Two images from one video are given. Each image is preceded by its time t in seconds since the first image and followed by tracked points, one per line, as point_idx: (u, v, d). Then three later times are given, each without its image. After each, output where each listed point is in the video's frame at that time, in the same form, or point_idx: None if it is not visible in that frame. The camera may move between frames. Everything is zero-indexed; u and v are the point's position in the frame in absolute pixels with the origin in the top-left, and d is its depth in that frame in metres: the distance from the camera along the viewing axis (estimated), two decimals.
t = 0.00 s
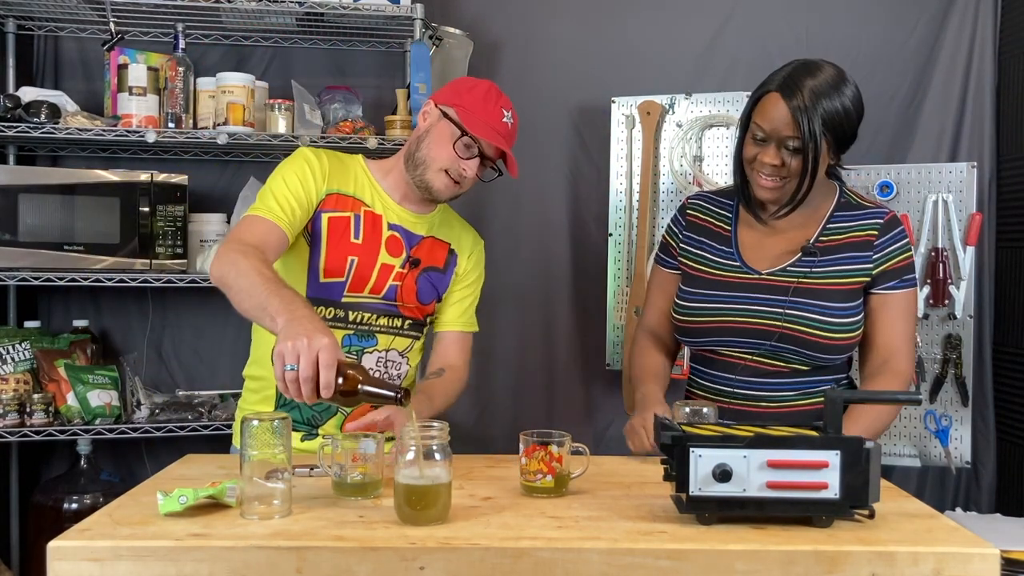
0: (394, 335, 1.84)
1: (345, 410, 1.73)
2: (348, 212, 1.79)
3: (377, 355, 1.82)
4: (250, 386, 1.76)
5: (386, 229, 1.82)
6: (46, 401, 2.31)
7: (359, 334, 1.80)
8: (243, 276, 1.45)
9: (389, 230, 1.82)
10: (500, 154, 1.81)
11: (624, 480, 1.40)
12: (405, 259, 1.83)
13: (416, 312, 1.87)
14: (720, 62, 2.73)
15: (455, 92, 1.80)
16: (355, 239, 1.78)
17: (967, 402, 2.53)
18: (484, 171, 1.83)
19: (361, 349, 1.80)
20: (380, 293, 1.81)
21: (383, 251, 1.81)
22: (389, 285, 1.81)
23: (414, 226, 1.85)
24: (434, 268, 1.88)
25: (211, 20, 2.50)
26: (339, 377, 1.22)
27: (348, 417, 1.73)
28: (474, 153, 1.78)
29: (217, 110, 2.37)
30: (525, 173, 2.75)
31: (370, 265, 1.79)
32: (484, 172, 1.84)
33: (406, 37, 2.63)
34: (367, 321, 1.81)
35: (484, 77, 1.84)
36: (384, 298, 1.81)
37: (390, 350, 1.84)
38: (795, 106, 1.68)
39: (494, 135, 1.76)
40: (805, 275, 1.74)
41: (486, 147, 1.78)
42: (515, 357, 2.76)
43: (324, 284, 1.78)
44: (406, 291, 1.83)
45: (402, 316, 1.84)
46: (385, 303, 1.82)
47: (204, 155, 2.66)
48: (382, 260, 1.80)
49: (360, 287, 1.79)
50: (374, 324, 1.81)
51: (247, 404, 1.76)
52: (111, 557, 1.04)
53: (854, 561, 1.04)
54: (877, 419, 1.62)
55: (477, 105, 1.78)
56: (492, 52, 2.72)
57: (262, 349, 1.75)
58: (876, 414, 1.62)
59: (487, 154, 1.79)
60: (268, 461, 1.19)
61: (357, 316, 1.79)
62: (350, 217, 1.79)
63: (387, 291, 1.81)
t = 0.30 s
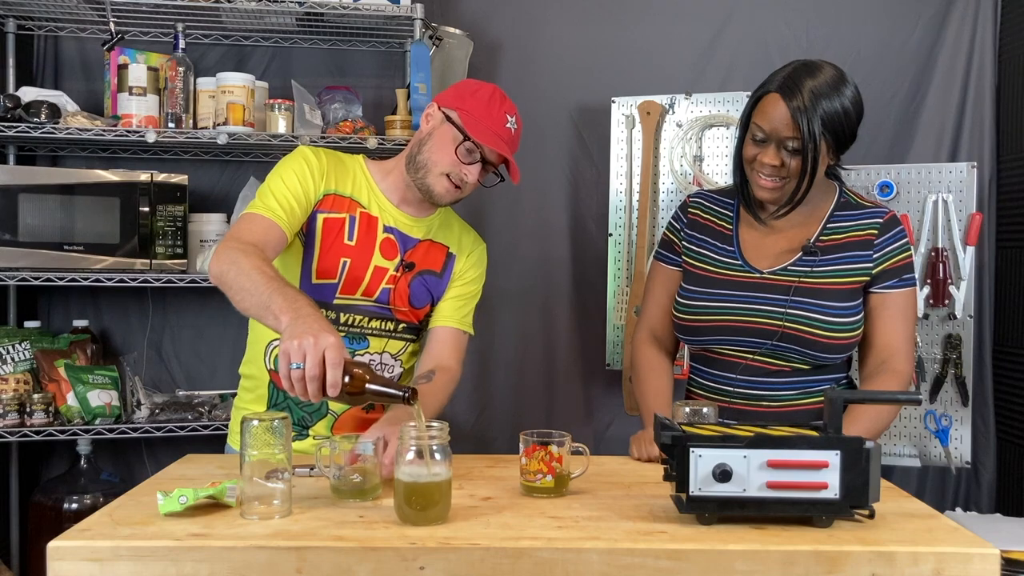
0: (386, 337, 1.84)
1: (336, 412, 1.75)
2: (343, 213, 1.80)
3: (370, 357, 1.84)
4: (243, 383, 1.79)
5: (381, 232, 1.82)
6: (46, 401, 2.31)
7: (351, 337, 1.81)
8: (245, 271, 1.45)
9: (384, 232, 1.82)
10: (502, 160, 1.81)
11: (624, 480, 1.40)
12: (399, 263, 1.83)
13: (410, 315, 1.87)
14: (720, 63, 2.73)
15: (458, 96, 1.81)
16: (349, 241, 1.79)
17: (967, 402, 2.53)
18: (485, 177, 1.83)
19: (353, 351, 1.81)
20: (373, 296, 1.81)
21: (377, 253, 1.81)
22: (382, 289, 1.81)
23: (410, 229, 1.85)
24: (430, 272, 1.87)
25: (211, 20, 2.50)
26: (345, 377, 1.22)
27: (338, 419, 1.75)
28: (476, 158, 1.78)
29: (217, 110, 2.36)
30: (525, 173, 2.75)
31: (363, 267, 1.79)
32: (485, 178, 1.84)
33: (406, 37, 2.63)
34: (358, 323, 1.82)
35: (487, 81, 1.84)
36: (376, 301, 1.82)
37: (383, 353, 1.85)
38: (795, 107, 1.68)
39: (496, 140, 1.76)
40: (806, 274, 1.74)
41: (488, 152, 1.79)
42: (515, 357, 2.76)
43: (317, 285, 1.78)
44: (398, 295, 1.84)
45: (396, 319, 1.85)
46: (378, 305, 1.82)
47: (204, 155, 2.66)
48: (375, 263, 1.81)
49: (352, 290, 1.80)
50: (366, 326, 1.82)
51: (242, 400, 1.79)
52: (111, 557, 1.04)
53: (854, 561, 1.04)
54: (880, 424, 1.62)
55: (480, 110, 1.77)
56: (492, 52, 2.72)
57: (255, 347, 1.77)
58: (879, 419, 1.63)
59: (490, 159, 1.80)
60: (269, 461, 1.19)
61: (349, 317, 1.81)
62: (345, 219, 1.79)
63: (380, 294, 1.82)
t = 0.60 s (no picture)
0: (379, 340, 1.84)
1: (328, 414, 1.75)
2: (338, 215, 1.80)
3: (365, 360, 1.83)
4: (238, 384, 1.79)
5: (376, 233, 1.82)
6: (46, 401, 2.31)
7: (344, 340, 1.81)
8: (243, 270, 1.46)
9: (379, 234, 1.82)
10: (502, 164, 1.81)
11: (624, 480, 1.40)
12: (393, 265, 1.83)
13: (403, 318, 1.87)
14: (719, 63, 2.73)
15: (459, 98, 1.80)
16: (342, 242, 1.79)
17: (967, 402, 2.53)
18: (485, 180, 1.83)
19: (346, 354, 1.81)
20: (366, 298, 1.82)
21: (371, 255, 1.81)
22: (375, 291, 1.81)
23: (405, 231, 1.85)
24: (425, 274, 1.87)
25: (211, 20, 2.50)
26: (345, 379, 1.23)
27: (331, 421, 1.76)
28: (476, 161, 1.78)
29: (217, 110, 2.36)
30: (525, 173, 2.75)
31: (357, 268, 1.80)
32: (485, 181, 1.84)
33: (406, 37, 2.63)
34: (352, 325, 1.81)
35: (488, 84, 1.84)
36: (370, 303, 1.82)
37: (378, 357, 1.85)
38: (802, 109, 1.67)
39: (496, 144, 1.76)
40: (807, 275, 1.74)
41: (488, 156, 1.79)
42: (515, 357, 2.76)
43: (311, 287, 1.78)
44: (391, 298, 1.84)
45: (389, 322, 1.85)
46: (371, 308, 1.82)
47: (204, 155, 2.66)
48: (369, 265, 1.80)
49: (345, 292, 1.80)
50: (359, 329, 1.82)
51: (237, 399, 1.79)
52: (111, 557, 1.04)
53: (854, 561, 1.05)
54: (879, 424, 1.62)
55: (480, 113, 1.77)
56: (491, 52, 2.72)
57: (249, 346, 1.77)
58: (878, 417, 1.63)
59: (490, 163, 1.80)
60: (268, 461, 1.19)
61: (342, 320, 1.80)
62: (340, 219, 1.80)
63: (373, 296, 1.82)
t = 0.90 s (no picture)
0: (373, 342, 1.84)
1: (323, 415, 1.76)
2: (334, 215, 1.80)
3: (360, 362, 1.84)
4: (233, 384, 1.79)
5: (373, 235, 1.82)
6: (46, 401, 2.31)
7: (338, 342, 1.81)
8: (238, 268, 1.46)
9: (375, 236, 1.82)
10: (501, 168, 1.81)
11: (624, 480, 1.40)
12: (388, 267, 1.83)
13: (398, 320, 1.87)
14: (719, 63, 2.73)
15: (459, 100, 1.80)
16: (338, 243, 1.79)
17: (967, 402, 2.53)
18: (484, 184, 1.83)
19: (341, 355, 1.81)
20: (361, 300, 1.82)
21: (367, 256, 1.81)
22: (370, 293, 1.82)
23: (402, 233, 1.85)
24: (420, 276, 1.87)
25: (211, 20, 2.50)
26: (342, 382, 1.23)
27: (325, 423, 1.76)
28: (475, 165, 1.78)
29: (217, 110, 2.36)
30: (525, 173, 2.75)
31: (353, 268, 1.80)
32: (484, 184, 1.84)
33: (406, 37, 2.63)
34: (347, 327, 1.82)
35: (488, 87, 1.84)
36: (365, 305, 1.82)
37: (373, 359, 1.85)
38: (798, 110, 1.67)
39: (495, 148, 1.76)
40: (808, 279, 1.74)
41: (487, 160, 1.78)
42: (515, 357, 2.76)
43: (307, 287, 1.79)
44: (386, 300, 1.84)
45: (384, 324, 1.85)
46: (366, 309, 1.83)
47: (204, 155, 2.66)
48: (365, 266, 1.81)
49: (340, 294, 1.81)
50: (354, 331, 1.82)
51: (230, 399, 1.79)
52: (111, 557, 1.04)
53: (854, 561, 1.04)
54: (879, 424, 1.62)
55: (480, 116, 1.78)
56: (491, 52, 2.72)
57: (244, 346, 1.78)
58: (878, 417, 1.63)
59: (489, 167, 1.79)
60: (268, 461, 1.19)
61: (337, 321, 1.81)
62: (336, 220, 1.80)
63: (368, 298, 1.82)
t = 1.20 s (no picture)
0: (370, 343, 1.85)
1: (320, 415, 1.76)
2: (334, 215, 1.80)
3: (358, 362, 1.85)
4: (231, 383, 1.80)
5: (372, 236, 1.82)
6: (46, 401, 2.31)
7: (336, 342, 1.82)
8: (235, 266, 1.46)
9: (375, 237, 1.82)
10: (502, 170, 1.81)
11: (624, 480, 1.40)
12: (387, 268, 1.83)
13: (396, 321, 1.88)
14: (719, 63, 2.73)
15: (460, 101, 1.80)
16: (337, 244, 1.79)
17: (967, 402, 2.53)
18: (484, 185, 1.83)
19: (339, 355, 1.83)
20: (360, 301, 1.82)
21: (366, 257, 1.81)
22: (369, 294, 1.82)
23: (402, 235, 1.84)
24: (419, 277, 1.87)
25: (211, 20, 2.50)
26: (343, 383, 1.23)
27: (324, 424, 1.76)
28: (475, 167, 1.78)
29: (217, 110, 2.36)
30: (525, 173, 2.74)
31: (352, 269, 1.80)
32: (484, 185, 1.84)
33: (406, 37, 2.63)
34: (344, 327, 1.83)
35: (488, 88, 1.84)
36: (363, 306, 1.83)
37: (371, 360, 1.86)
38: (792, 116, 1.63)
39: (495, 149, 1.76)
40: (809, 286, 1.74)
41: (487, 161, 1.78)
42: (515, 356, 2.76)
43: (307, 288, 1.79)
44: (385, 301, 1.84)
45: (383, 325, 1.86)
46: (365, 310, 1.83)
47: (204, 155, 2.66)
48: (364, 268, 1.81)
49: (339, 294, 1.81)
50: (351, 331, 1.83)
51: (229, 398, 1.79)
52: (111, 557, 1.04)
53: (854, 561, 1.04)
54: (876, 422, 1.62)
55: (481, 117, 1.78)
56: (491, 52, 2.72)
57: (242, 346, 1.78)
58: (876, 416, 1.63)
59: (489, 168, 1.79)
60: (268, 461, 1.19)
61: (336, 321, 1.82)
62: (336, 220, 1.80)
63: (367, 299, 1.82)
